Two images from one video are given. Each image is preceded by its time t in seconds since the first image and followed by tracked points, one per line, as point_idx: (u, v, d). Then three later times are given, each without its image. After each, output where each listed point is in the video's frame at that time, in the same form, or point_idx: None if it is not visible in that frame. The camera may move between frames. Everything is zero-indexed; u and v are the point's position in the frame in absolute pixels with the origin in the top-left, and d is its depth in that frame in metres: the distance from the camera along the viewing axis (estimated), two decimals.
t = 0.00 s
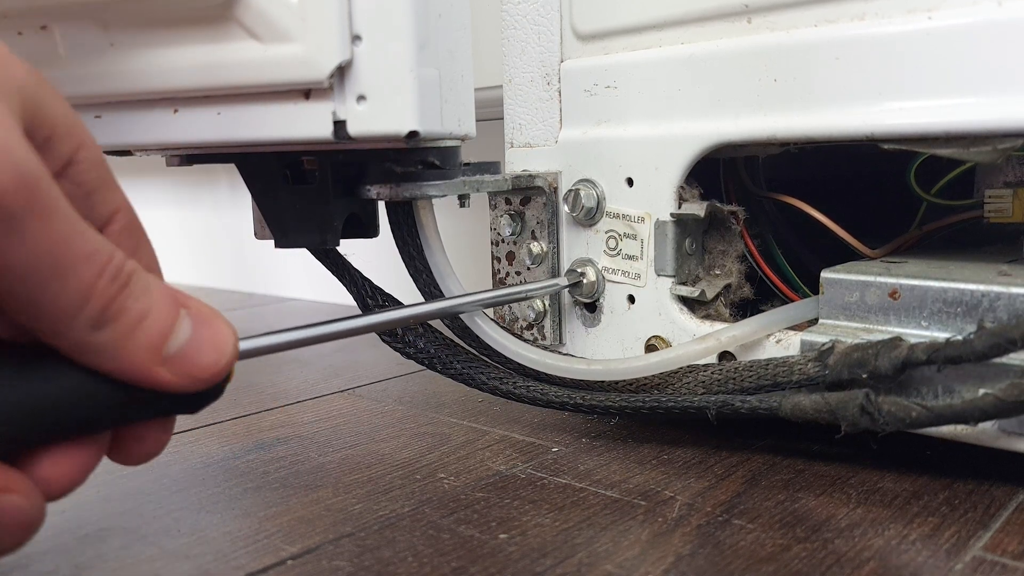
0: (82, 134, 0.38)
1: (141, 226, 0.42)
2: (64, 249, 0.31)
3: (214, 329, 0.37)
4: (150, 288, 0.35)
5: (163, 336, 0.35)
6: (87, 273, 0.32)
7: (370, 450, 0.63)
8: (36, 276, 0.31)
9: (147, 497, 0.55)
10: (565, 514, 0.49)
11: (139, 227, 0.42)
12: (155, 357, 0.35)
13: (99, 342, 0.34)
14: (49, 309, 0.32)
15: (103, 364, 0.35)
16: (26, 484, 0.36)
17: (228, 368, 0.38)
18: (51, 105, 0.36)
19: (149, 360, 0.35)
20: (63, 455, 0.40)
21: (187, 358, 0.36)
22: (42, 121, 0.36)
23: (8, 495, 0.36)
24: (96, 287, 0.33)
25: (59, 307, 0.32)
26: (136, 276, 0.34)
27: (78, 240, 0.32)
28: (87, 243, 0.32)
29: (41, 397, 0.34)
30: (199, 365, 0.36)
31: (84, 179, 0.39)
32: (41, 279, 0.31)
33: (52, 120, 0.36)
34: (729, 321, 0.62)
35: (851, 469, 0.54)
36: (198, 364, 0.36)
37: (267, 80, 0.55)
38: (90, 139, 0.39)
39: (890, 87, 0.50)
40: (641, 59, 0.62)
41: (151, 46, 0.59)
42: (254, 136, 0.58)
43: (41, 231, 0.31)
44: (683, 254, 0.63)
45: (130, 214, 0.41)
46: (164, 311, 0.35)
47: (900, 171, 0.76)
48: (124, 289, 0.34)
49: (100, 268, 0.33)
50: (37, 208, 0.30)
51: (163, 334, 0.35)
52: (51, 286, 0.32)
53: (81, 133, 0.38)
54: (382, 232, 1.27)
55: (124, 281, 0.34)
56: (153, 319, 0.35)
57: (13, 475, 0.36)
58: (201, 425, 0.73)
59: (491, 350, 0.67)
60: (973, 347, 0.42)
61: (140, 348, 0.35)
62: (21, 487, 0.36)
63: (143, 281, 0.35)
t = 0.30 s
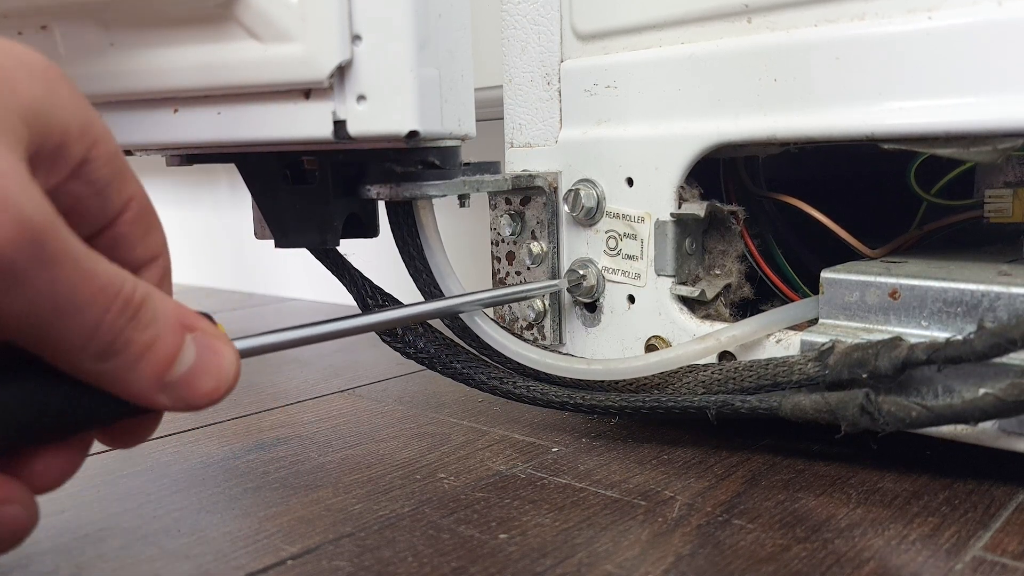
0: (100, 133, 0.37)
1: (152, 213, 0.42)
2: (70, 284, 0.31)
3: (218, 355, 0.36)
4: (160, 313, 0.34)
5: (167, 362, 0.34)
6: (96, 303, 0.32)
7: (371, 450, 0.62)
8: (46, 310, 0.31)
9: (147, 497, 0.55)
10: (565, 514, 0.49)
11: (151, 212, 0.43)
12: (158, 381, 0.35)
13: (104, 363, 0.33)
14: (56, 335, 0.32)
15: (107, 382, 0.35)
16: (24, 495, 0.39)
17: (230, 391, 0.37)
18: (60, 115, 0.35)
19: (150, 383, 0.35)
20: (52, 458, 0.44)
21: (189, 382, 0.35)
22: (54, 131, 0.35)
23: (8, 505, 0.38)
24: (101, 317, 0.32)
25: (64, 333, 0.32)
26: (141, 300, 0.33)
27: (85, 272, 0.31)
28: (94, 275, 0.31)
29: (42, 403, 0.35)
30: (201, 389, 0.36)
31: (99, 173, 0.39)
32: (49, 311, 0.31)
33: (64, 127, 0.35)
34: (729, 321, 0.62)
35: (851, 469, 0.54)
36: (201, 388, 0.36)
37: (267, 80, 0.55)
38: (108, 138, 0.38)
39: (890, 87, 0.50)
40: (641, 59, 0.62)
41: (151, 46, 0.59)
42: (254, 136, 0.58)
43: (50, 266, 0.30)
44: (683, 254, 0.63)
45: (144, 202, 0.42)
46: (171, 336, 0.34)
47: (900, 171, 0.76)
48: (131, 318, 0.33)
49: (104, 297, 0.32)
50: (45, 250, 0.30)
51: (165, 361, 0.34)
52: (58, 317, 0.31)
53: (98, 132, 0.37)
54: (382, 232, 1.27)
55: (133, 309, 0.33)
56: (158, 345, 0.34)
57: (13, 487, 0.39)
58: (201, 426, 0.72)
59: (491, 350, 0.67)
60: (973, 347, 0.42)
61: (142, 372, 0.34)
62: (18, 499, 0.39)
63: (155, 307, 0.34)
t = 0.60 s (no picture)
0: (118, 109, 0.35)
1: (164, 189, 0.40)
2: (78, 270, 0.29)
3: (217, 342, 0.35)
4: (163, 297, 0.33)
5: (166, 347, 0.33)
6: (101, 289, 0.30)
7: (371, 450, 0.62)
8: (53, 297, 0.30)
9: (147, 497, 0.55)
10: (565, 514, 0.49)
11: (162, 187, 0.40)
12: (155, 366, 0.34)
13: (104, 347, 0.32)
14: (59, 319, 0.31)
15: (105, 366, 0.34)
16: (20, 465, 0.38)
17: (227, 377, 0.36)
18: (78, 94, 0.32)
19: (148, 367, 0.34)
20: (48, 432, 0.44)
21: (188, 367, 0.34)
22: (70, 110, 0.32)
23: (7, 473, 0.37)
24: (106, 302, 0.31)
25: (68, 319, 0.31)
26: (146, 284, 0.32)
27: (93, 257, 0.30)
28: (101, 260, 0.30)
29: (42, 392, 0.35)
30: (199, 374, 0.35)
31: (113, 152, 0.36)
32: (55, 298, 0.30)
33: (82, 104, 0.33)
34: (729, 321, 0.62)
35: (851, 469, 0.54)
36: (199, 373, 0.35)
37: (267, 80, 0.55)
38: (126, 115, 0.35)
39: (890, 87, 0.50)
40: (641, 59, 0.62)
41: (151, 46, 0.59)
42: (254, 136, 0.58)
43: (59, 254, 0.29)
44: (683, 254, 0.63)
45: (157, 178, 0.39)
46: (173, 319, 0.33)
47: (900, 171, 0.76)
48: (134, 302, 0.32)
49: (112, 282, 0.31)
50: (54, 238, 0.28)
51: (164, 346, 0.33)
52: (64, 304, 0.30)
53: (116, 107, 0.35)
54: (382, 232, 1.27)
55: (136, 293, 0.32)
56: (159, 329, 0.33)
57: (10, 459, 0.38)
58: (201, 425, 0.73)
59: (491, 350, 0.67)
60: (972, 347, 0.42)
61: (140, 357, 0.33)
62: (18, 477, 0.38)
63: (157, 290, 0.33)
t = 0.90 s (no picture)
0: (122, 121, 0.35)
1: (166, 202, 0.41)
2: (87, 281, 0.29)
3: (221, 354, 0.35)
4: (169, 309, 0.33)
5: (172, 359, 0.33)
6: (108, 300, 0.30)
7: (371, 450, 0.62)
8: (62, 310, 0.29)
9: (147, 497, 0.55)
10: (565, 514, 0.49)
11: (165, 202, 0.41)
12: (161, 379, 0.33)
13: (110, 362, 0.32)
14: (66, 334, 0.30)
15: (110, 380, 0.33)
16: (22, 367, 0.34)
17: (231, 389, 0.36)
18: (84, 105, 0.32)
19: (154, 380, 0.33)
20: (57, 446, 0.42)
21: (193, 379, 0.34)
22: (75, 121, 0.32)
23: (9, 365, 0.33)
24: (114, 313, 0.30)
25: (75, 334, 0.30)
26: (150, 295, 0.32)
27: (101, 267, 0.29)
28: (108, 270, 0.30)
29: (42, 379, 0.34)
30: (204, 387, 0.34)
31: (116, 162, 0.36)
32: (64, 312, 0.29)
33: (85, 117, 0.33)
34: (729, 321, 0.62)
35: (851, 469, 0.54)
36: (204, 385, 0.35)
37: (267, 80, 0.55)
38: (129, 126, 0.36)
39: (890, 86, 0.50)
40: (641, 59, 0.62)
41: (151, 47, 0.59)
42: (255, 136, 0.58)
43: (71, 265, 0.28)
44: (683, 253, 0.63)
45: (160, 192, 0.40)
46: (178, 331, 0.33)
47: (900, 171, 0.76)
48: (140, 315, 0.31)
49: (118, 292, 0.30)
50: (66, 248, 0.28)
51: (170, 358, 0.33)
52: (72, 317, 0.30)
53: (117, 115, 0.35)
54: (382, 232, 1.27)
55: (143, 306, 0.31)
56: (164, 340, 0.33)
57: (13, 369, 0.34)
58: (201, 425, 0.73)
59: (491, 350, 0.67)
60: (972, 347, 0.42)
61: (146, 370, 0.33)
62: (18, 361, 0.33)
63: (163, 302, 0.32)
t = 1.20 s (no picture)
0: (125, 89, 0.33)
1: (175, 170, 0.38)
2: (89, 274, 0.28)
3: (224, 350, 0.35)
4: (177, 306, 0.32)
5: (177, 353, 0.33)
6: (111, 293, 0.29)
7: (371, 450, 0.62)
8: (64, 303, 0.29)
9: (147, 497, 0.55)
10: (565, 514, 0.49)
11: (172, 170, 0.38)
12: (166, 372, 0.33)
13: (115, 354, 0.32)
14: (67, 326, 0.30)
15: (112, 372, 0.33)
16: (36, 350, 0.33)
17: (232, 381, 0.36)
18: (83, 81, 0.31)
19: (159, 373, 0.33)
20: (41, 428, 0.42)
21: (198, 371, 0.34)
22: (77, 101, 0.31)
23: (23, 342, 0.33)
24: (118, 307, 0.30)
25: (76, 325, 0.30)
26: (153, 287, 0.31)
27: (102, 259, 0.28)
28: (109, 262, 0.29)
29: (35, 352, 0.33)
30: (207, 379, 0.34)
31: (119, 135, 0.34)
32: (68, 305, 0.29)
33: (87, 94, 0.31)
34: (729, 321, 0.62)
35: (851, 469, 0.54)
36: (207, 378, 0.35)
37: (267, 80, 0.55)
38: (133, 95, 0.33)
39: (890, 86, 0.50)
40: (641, 59, 0.62)
41: (151, 47, 0.59)
42: (255, 136, 0.58)
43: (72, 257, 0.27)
44: (683, 253, 0.63)
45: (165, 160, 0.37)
46: (184, 325, 0.33)
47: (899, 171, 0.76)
48: (147, 310, 0.31)
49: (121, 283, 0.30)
50: (67, 241, 0.27)
51: (175, 354, 0.33)
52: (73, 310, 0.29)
53: (120, 87, 0.33)
54: (382, 232, 1.27)
55: (149, 299, 0.31)
56: (169, 334, 0.32)
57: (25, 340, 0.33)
58: (201, 425, 0.72)
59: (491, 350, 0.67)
60: (972, 347, 0.42)
61: (150, 364, 0.33)
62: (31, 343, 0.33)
63: (172, 298, 0.32)
